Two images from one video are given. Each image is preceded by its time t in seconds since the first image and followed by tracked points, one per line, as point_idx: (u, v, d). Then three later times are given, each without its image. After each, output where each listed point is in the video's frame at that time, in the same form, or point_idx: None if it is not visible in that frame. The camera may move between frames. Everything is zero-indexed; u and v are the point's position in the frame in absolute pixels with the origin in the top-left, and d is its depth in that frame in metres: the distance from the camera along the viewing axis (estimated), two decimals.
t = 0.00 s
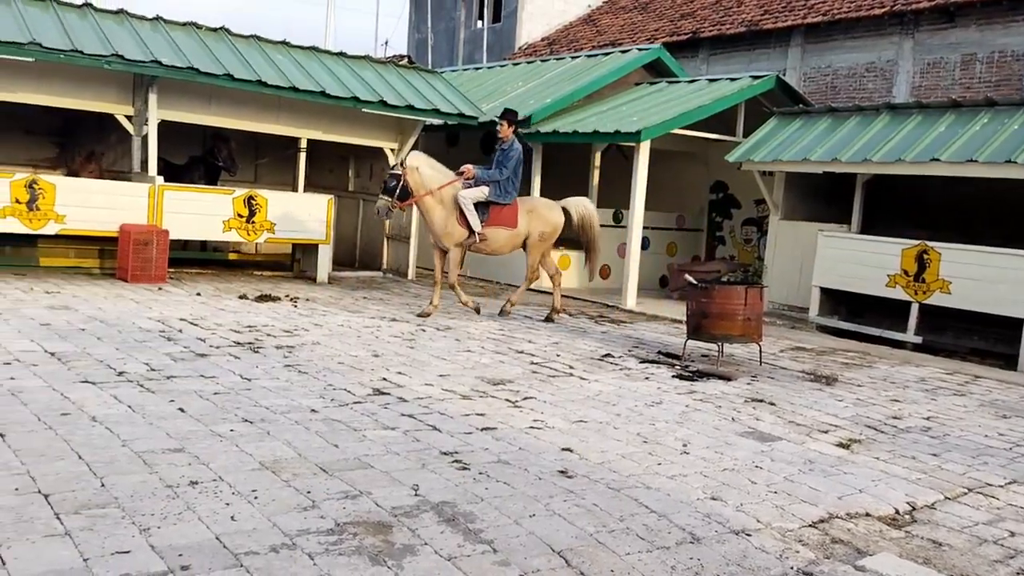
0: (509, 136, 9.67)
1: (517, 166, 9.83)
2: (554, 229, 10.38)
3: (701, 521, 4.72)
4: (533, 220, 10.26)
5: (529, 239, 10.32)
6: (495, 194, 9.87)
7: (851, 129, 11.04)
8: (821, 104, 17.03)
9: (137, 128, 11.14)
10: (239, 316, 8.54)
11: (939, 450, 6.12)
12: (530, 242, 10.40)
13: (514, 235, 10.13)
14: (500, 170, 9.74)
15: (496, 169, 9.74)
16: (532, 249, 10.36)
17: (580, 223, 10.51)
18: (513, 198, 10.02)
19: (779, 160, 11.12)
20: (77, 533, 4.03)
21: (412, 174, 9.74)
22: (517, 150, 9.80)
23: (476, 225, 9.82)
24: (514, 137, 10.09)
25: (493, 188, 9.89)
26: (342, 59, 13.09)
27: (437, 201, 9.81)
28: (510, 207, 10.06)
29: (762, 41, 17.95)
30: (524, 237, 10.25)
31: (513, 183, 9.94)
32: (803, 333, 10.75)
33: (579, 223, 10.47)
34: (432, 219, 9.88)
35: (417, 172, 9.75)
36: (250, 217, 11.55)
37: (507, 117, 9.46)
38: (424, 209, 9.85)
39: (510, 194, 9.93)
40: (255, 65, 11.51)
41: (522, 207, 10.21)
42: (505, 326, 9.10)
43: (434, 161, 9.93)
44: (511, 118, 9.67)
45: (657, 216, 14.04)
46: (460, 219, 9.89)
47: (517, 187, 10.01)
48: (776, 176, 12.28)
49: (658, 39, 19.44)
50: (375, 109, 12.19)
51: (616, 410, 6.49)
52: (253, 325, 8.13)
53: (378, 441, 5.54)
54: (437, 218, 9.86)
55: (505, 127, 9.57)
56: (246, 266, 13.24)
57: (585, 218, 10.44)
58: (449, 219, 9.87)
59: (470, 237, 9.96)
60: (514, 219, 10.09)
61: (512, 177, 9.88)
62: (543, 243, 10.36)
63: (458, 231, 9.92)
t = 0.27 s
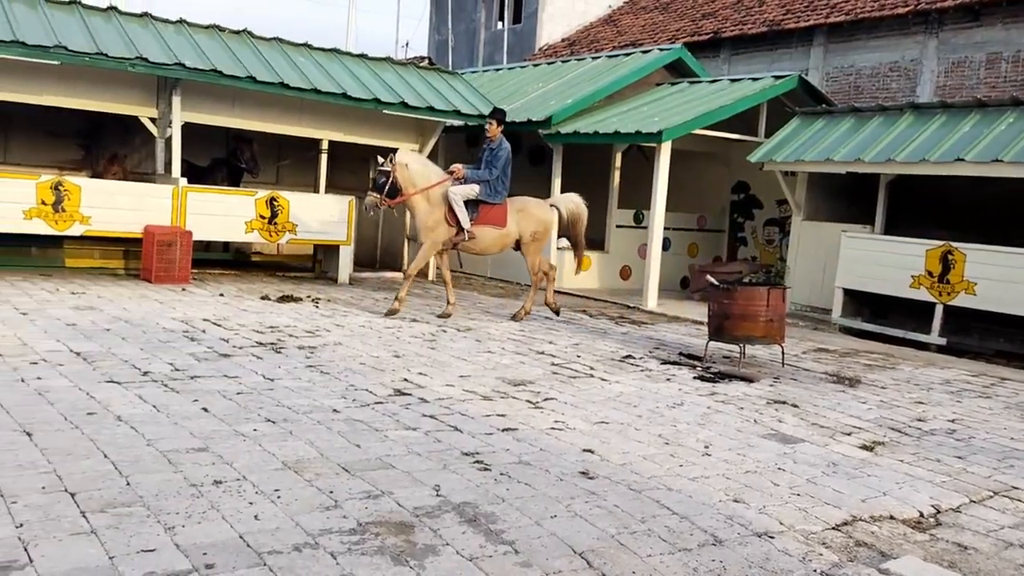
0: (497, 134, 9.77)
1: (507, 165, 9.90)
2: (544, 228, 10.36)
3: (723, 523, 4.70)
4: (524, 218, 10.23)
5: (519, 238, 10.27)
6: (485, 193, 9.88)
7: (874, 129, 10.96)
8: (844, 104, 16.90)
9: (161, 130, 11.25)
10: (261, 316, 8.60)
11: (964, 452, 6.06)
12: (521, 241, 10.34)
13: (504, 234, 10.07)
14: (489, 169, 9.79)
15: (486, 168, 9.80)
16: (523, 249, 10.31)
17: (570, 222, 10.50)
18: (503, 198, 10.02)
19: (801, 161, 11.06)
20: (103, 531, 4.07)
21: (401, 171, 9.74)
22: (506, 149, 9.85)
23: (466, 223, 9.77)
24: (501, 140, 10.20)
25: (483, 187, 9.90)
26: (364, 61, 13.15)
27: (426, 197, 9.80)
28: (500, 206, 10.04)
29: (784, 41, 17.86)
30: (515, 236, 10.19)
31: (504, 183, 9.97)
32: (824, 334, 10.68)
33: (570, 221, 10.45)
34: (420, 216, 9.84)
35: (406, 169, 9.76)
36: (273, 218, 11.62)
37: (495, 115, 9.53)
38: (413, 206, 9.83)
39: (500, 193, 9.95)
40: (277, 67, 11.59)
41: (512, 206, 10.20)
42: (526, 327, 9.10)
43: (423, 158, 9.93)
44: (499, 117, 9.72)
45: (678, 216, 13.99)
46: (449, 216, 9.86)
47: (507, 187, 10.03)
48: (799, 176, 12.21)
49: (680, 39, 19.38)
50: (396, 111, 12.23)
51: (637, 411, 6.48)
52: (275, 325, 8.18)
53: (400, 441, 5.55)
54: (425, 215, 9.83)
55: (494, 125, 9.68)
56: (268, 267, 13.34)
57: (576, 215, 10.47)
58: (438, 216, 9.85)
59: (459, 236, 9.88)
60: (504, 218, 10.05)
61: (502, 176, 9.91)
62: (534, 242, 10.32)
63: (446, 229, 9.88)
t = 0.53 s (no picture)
0: (486, 131, 9.60)
1: (496, 162, 9.73)
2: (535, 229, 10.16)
3: (746, 526, 4.68)
4: (514, 219, 10.08)
5: (510, 239, 10.12)
6: (474, 191, 9.77)
7: (898, 130, 10.87)
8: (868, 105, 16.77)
9: (184, 133, 11.35)
10: (283, 318, 8.65)
11: (989, 456, 5.99)
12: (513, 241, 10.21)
13: (493, 235, 9.96)
14: (478, 165, 9.64)
15: (473, 164, 9.66)
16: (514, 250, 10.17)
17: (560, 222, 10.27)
18: (491, 195, 9.88)
19: (824, 162, 10.99)
20: (128, 529, 4.11)
21: (393, 168, 9.74)
22: (495, 146, 9.70)
23: (455, 223, 9.72)
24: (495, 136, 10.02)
25: (471, 184, 9.81)
26: (385, 64, 13.21)
27: (417, 196, 9.78)
28: (490, 206, 9.94)
29: (806, 41, 17.75)
30: (505, 237, 10.05)
31: (492, 180, 9.82)
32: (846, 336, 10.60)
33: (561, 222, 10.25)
34: (410, 215, 9.80)
35: (398, 167, 9.75)
36: (294, 220, 11.69)
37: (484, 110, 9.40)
38: (403, 205, 9.80)
39: (488, 190, 9.80)
40: (299, 70, 11.66)
41: (502, 206, 10.07)
42: (546, 329, 9.10)
43: (415, 157, 9.94)
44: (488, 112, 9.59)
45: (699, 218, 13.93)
46: (439, 217, 9.82)
47: (496, 185, 9.88)
48: (822, 178, 12.13)
49: (701, 40, 19.32)
50: (417, 113, 12.26)
51: (658, 413, 6.46)
52: (297, 326, 8.23)
53: (420, 442, 5.56)
54: (415, 213, 9.79)
55: (482, 121, 9.53)
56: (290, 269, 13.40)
57: (566, 216, 10.23)
58: (428, 216, 9.80)
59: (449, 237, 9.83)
60: (493, 218, 9.93)
61: (490, 173, 9.76)
62: (525, 243, 10.14)
63: (436, 229, 9.81)
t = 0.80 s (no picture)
0: (479, 130, 9.56)
1: (490, 161, 9.71)
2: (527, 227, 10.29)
3: (773, 529, 4.65)
4: (506, 218, 10.18)
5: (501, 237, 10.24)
6: (468, 191, 9.77)
7: (928, 131, 10.75)
8: (896, 105, 16.60)
9: (212, 136, 11.45)
10: (309, 319, 8.71)
11: (1021, 461, 5.91)
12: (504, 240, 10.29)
13: (487, 234, 10.02)
14: (473, 166, 9.61)
15: (469, 165, 9.62)
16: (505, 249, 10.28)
17: (551, 220, 10.43)
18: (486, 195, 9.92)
19: (852, 164, 10.88)
20: (157, 528, 4.15)
21: (386, 168, 9.52)
22: (490, 146, 9.68)
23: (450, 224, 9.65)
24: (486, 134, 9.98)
25: (466, 184, 9.79)
26: (410, 66, 13.27)
27: (409, 196, 9.58)
28: (483, 205, 9.95)
29: (834, 41, 17.61)
30: (497, 236, 10.15)
31: (486, 180, 9.85)
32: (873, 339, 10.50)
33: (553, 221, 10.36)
34: (404, 217, 9.63)
35: (390, 167, 9.53)
36: (320, 222, 11.76)
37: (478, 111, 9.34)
38: (396, 205, 9.59)
39: (483, 190, 9.84)
40: (325, 73, 11.73)
41: (496, 206, 10.11)
42: (571, 331, 9.09)
43: (407, 156, 9.71)
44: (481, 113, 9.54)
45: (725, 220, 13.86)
46: (432, 217, 9.67)
47: (490, 184, 9.91)
48: (850, 179, 12.03)
49: (727, 41, 19.24)
50: (442, 115, 12.30)
51: (684, 416, 6.43)
52: (323, 328, 8.29)
53: (446, 443, 5.58)
54: (408, 214, 9.61)
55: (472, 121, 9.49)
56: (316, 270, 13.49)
57: (558, 215, 10.36)
58: (422, 217, 9.65)
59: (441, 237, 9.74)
60: (486, 218, 9.97)
61: (485, 173, 9.77)
62: (516, 241, 10.28)
63: (432, 230, 9.69)
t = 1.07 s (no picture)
0: (478, 128, 9.47)
1: (489, 160, 9.59)
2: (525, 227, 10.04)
3: (801, 534, 4.61)
4: (504, 217, 9.91)
5: (500, 237, 9.95)
6: (465, 188, 9.57)
7: (958, 131, 10.62)
8: (925, 106, 16.42)
9: (240, 139, 11.54)
10: (334, 320, 8.76)
11: None
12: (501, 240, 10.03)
13: (483, 233, 9.77)
14: (471, 163, 9.47)
15: (467, 162, 9.50)
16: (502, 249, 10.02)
17: (548, 221, 10.23)
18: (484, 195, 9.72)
19: (881, 164, 10.78)
20: (187, 527, 4.19)
21: (384, 163, 9.47)
22: (489, 144, 9.52)
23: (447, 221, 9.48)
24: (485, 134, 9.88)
25: (463, 182, 9.62)
26: (436, 68, 13.32)
27: (407, 193, 9.49)
28: (481, 204, 9.73)
29: (863, 41, 17.46)
30: (495, 235, 9.88)
31: (485, 179, 9.66)
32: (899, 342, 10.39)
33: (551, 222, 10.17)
34: (402, 213, 9.54)
35: (389, 162, 9.48)
36: (346, 224, 11.77)
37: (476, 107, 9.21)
38: (393, 201, 9.52)
39: (480, 188, 9.62)
40: (351, 75, 11.80)
41: (495, 205, 9.88)
42: (596, 333, 9.07)
43: (407, 152, 9.66)
44: (481, 110, 9.42)
45: (752, 221, 13.77)
46: (429, 214, 9.54)
47: (488, 184, 9.72)
48: (878, 180, 11.91)
49: (754, 41, 19.15)
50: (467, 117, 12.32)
51: (711, 419, 6.40)
52: (349, 329, 8.33)
53: (472, 445, 5.59)
54: (405, 210, 9.52)
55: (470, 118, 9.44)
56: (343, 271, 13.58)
57: (557, 217, 10.18)
58: (419, 213, 9.54)
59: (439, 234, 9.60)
60: (485, 217, 9.73)
61: (483, 172, 9.59)
62: (514, 241, 10.00)
63: (429, 226, 9.57)
